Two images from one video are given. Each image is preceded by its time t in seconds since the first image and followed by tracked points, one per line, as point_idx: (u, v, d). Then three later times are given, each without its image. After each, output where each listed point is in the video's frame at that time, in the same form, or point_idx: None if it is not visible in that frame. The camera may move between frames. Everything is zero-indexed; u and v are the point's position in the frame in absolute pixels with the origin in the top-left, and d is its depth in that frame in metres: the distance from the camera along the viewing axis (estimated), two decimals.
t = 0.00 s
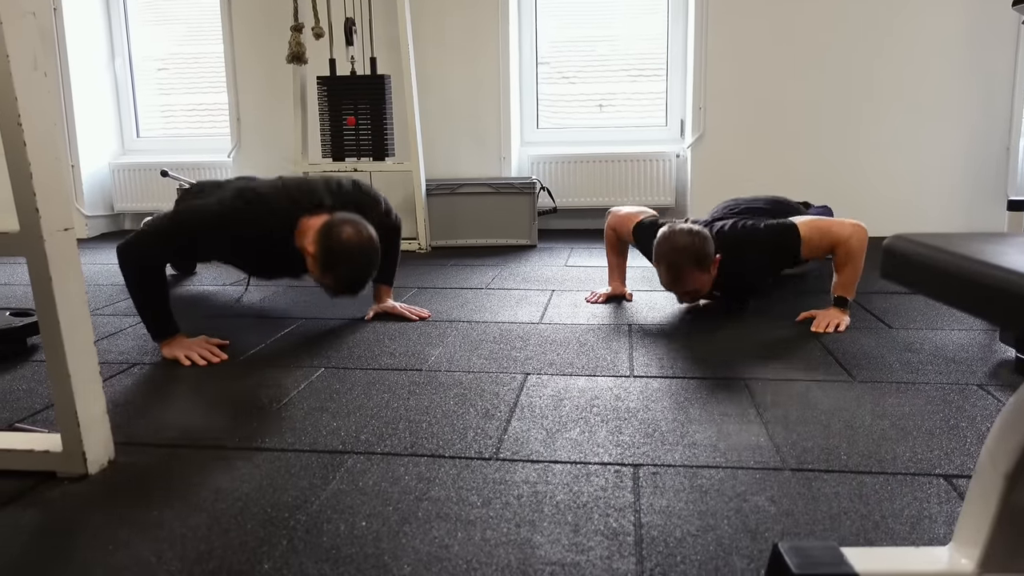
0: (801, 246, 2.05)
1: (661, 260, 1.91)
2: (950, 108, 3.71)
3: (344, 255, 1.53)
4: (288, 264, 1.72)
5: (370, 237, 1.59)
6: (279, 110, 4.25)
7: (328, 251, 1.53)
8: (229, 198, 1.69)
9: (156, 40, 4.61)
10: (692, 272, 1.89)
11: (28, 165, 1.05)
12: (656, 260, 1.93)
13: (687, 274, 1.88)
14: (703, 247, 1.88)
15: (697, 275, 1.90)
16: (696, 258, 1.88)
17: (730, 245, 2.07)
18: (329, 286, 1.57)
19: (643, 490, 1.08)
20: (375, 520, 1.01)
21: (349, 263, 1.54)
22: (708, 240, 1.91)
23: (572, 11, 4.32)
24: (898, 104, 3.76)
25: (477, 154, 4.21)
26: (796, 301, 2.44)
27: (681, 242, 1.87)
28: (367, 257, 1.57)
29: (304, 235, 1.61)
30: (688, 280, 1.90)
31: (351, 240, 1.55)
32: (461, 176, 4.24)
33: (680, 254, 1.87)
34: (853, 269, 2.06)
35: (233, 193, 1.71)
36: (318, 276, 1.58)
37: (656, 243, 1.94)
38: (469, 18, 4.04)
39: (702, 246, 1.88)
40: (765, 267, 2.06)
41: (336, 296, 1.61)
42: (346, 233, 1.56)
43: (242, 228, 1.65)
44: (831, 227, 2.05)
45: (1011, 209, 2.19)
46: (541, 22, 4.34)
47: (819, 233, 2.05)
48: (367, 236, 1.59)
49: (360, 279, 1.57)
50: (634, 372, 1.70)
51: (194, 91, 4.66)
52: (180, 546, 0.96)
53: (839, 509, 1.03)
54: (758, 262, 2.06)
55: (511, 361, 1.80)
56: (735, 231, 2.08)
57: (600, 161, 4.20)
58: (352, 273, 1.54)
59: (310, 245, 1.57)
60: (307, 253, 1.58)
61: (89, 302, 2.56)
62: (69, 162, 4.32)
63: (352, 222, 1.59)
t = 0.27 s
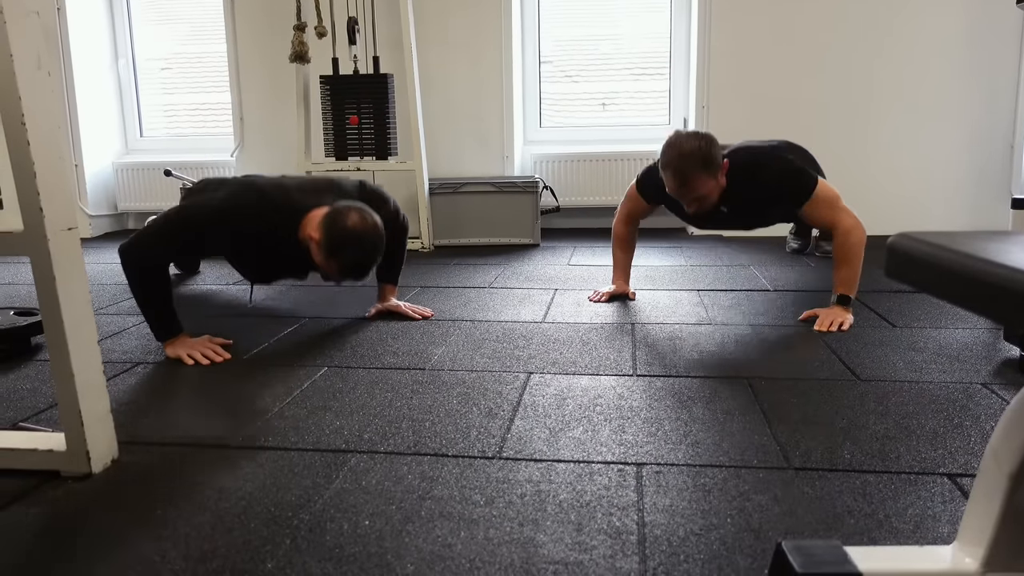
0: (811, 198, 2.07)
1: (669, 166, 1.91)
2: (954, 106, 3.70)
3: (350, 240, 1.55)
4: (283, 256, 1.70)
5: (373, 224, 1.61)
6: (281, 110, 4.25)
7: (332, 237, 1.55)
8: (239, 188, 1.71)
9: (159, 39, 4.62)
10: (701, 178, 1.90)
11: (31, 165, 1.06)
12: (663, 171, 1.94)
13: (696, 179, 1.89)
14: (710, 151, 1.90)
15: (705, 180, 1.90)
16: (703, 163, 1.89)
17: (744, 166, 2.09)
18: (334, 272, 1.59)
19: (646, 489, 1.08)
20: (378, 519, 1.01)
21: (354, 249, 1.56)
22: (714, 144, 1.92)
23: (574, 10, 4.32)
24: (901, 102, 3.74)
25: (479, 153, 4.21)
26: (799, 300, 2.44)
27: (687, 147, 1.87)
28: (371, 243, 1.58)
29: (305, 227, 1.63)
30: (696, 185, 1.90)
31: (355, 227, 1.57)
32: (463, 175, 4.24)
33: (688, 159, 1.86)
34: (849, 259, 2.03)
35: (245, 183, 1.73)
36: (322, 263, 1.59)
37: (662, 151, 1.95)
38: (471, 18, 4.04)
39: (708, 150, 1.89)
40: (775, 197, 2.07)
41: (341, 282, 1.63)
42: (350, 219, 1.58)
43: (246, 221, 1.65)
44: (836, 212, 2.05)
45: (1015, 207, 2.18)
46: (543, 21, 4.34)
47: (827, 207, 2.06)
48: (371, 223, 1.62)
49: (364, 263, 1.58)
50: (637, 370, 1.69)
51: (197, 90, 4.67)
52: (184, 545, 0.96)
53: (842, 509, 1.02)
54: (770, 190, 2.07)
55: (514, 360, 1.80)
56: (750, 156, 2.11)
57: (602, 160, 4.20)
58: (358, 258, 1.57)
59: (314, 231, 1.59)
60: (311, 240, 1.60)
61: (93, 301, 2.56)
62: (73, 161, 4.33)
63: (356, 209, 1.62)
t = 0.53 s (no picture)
0: (811, 214, 2.06)
1: (669, 204, 1.87)
2: (954, 108, 3.70)
3: (349, 195, 1.55)
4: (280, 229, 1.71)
5: (372, 181, 1.61)
6: (282, 111, 4.26)
7: (332, 193, 1.55)
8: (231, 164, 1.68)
9: (160, 41, 4.63)
10: (701, 215, 1.85)
11: (32, 166, 1.06)
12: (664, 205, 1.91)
13: (695, 218, 1.85)
14: (709, 187, 1.85)
15: (705, 218, 1.86)
16: (704, 202, 1.85)
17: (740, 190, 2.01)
18: (334, 230, 1.58)
19: (647, 490, 1.08)
20: (378, 521, 1.01)
21: (353, 205, 1.55)
22: (714, 181, 1.88)
23: (575, 11, 4.33)
24: (901, 103, 3.75)
25: (480, 154, 4.21)
26: (799, 301, 2.44)
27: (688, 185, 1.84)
28: (371, 199, 1.58)
29: (304, 185, 1.63)
30: (696, 223, 1.86)
31: (354, 182, 1.57)
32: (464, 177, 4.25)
33: (687, 197, 1.83)
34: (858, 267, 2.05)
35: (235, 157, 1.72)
36: (322, 222, 1.59)
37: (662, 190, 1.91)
38: (472, 19, 4.04)
39: (707, 187, 1.85)
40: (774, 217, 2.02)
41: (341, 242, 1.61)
42: (349, 176, 1.58)
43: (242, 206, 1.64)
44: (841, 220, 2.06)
45: (1016, 208, 2.18)
46: (543, 22, 4.35)
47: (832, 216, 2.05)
48: (370, 181, 1.61)
49: (364, 221, 1.57)
50: (638, 372, 1.70)
51: (198, 91, 4.67)
52: (184, 547, 0.96)
53: (843, 509, 1.02)
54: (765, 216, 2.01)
55: (514, 361, 1.80)
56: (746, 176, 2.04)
57: (602, 161, 4.21)
58: (356, 211, 1.55)
59: (313, 190, 1.59)
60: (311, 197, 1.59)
61: (94, 303, 2.56)
62: (73, 163, 4.34)
63: (356, 167, 1.62)
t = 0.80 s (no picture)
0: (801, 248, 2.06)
1: (664, 274, 1.93)
2: (953, 109, 3.71)
3: (353, 289, 1.57)
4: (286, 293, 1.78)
5: (376, 270, 1.62)
6: (281, 112, 4.26)
7: (338, 288, 1.57)
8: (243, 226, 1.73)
9: (159, 41, 4.62)
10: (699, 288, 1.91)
11: (31, 167, 1.06)
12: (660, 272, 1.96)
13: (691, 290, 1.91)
14: (703, 259, 1.90)
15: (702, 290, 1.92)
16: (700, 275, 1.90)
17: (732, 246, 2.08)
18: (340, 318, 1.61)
19: (646, 491, 1.08)
20: (378, 521, 1.01)
21: (358, 298, 1.58)
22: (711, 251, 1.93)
23: (574, 12, 4.33)
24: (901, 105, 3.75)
25: (479, 155, 4.21)
26: (798, 302, 2.44)
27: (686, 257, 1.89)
28: (374, 292, 1.59)
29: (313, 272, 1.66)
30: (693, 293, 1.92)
31: (357, 275, 1.58)
32: (463, 178, 4.25)
33: (682, 269, 1.88)
34: (853, 274, 2.06)
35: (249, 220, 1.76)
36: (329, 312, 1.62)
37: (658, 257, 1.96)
38: (471, 19, 4.05)
39: (703, 259, 1.89)
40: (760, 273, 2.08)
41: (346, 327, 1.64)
42: (352, 267, 1.59)
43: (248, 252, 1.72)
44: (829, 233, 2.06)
45: (1015, 209, 2.18)
46: (542, 23, 4.35)
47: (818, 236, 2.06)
48: (374, 270, 1.62)
49: (369, 312, 1.60)
50: (637, 373, 1.70)
51: (197, 92, 4.67)
52: (184, 547, 0.96)
53: (842, 510, 1.03)
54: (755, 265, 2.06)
55: (514, 362, 1.80)
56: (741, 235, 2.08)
57: (601, 162, 4.21)
58: (363, 306, 1.58)
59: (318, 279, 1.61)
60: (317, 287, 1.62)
61: (93, 304, 2.56)
62: (72, 164, 4.34)
63: (359, 255, 1.63)
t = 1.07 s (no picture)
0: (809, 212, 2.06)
1: (667, 194, 1.89)
2: (954, 109, 3.71)
3: (339, 174, 1.54)
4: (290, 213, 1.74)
5: (360, 157, 1.60)
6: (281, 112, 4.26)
7: (322, 171, 1.54)
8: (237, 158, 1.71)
9: (159, 41, 4.63)
10: (701, 206, 1.87)
11: (32, 167, 1.06)
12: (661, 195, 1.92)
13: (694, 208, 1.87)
14: (705, 176, 1.86)
15: (704, 207, 1.88)
16: (701, 191, 1.86)
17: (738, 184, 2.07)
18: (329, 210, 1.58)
19: (646, 491, 1.08)
20: (378, 521, 1.01)
21: (345, 183, 1.54)
22: (709, 169, 1.89)
23: (574, 12, 4.33)
24: (901, 105, 3.75)
25: (480, 156, 4.22)
26: (798, 302, 2.44)
27: (683, 174, 1.86)
28: (361, 180, 1.57)
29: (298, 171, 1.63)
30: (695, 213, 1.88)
31: (345, 162, 1.56)
32: (464, 178, 4.25)
33: (683, 187, 1.85)
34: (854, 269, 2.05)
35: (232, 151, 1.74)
36: (316, 203, 1.59)
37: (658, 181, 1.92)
38: (471, 20, 4.05)
39: (705, 177, 1.86)
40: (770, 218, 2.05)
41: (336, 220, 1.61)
42: (338, 155, 1.56)
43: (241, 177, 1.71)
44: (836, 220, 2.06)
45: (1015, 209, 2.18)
46: (542, 23, 4.35)
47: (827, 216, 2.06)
48: (360, 160, 1.60)
49: (356, 202, 1.58)
50: (637, 373, 1.70)
51: (198, 92, 4.68)
52: (185, 547, 0.96)
53: (842, 510, 1.03)
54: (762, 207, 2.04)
55: (514, 362, 1.80)
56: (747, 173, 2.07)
57: (601, 163, 4.21)
58: (349, 188, 1.55)
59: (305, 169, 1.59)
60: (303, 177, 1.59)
61: (94, 304, 2.57)
62: (73, 164, 4.34)
63: (344, 144, 1.60)
